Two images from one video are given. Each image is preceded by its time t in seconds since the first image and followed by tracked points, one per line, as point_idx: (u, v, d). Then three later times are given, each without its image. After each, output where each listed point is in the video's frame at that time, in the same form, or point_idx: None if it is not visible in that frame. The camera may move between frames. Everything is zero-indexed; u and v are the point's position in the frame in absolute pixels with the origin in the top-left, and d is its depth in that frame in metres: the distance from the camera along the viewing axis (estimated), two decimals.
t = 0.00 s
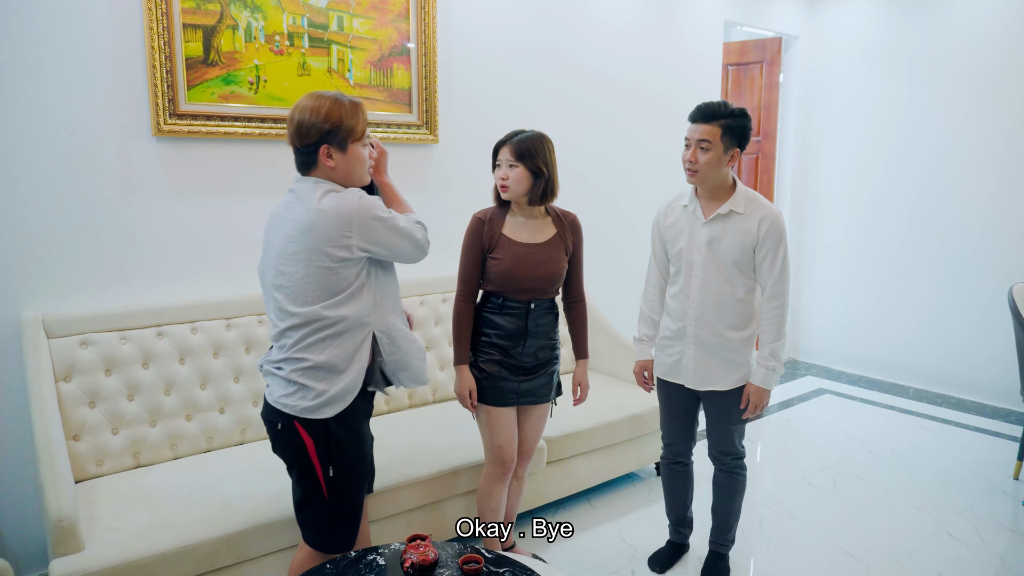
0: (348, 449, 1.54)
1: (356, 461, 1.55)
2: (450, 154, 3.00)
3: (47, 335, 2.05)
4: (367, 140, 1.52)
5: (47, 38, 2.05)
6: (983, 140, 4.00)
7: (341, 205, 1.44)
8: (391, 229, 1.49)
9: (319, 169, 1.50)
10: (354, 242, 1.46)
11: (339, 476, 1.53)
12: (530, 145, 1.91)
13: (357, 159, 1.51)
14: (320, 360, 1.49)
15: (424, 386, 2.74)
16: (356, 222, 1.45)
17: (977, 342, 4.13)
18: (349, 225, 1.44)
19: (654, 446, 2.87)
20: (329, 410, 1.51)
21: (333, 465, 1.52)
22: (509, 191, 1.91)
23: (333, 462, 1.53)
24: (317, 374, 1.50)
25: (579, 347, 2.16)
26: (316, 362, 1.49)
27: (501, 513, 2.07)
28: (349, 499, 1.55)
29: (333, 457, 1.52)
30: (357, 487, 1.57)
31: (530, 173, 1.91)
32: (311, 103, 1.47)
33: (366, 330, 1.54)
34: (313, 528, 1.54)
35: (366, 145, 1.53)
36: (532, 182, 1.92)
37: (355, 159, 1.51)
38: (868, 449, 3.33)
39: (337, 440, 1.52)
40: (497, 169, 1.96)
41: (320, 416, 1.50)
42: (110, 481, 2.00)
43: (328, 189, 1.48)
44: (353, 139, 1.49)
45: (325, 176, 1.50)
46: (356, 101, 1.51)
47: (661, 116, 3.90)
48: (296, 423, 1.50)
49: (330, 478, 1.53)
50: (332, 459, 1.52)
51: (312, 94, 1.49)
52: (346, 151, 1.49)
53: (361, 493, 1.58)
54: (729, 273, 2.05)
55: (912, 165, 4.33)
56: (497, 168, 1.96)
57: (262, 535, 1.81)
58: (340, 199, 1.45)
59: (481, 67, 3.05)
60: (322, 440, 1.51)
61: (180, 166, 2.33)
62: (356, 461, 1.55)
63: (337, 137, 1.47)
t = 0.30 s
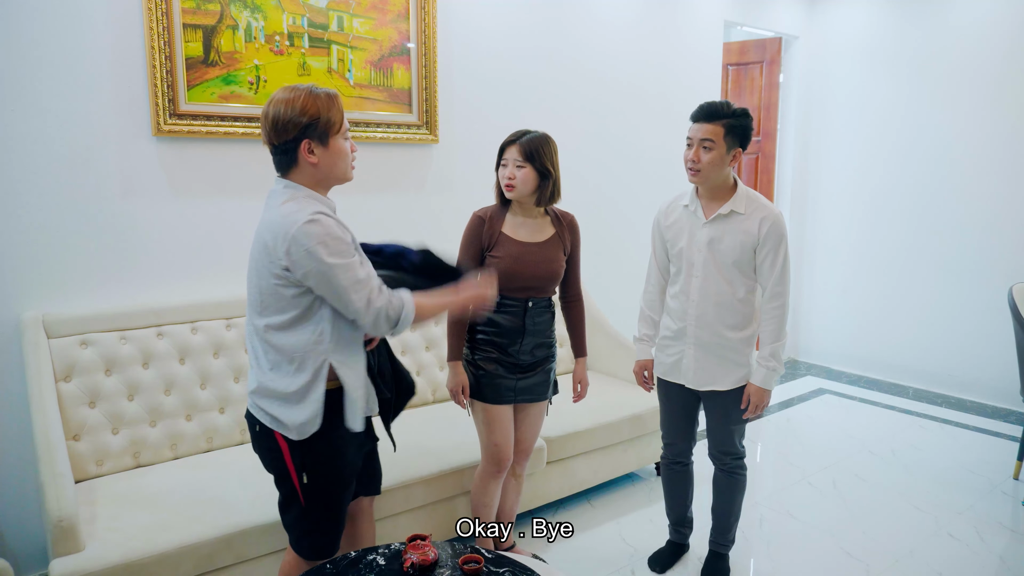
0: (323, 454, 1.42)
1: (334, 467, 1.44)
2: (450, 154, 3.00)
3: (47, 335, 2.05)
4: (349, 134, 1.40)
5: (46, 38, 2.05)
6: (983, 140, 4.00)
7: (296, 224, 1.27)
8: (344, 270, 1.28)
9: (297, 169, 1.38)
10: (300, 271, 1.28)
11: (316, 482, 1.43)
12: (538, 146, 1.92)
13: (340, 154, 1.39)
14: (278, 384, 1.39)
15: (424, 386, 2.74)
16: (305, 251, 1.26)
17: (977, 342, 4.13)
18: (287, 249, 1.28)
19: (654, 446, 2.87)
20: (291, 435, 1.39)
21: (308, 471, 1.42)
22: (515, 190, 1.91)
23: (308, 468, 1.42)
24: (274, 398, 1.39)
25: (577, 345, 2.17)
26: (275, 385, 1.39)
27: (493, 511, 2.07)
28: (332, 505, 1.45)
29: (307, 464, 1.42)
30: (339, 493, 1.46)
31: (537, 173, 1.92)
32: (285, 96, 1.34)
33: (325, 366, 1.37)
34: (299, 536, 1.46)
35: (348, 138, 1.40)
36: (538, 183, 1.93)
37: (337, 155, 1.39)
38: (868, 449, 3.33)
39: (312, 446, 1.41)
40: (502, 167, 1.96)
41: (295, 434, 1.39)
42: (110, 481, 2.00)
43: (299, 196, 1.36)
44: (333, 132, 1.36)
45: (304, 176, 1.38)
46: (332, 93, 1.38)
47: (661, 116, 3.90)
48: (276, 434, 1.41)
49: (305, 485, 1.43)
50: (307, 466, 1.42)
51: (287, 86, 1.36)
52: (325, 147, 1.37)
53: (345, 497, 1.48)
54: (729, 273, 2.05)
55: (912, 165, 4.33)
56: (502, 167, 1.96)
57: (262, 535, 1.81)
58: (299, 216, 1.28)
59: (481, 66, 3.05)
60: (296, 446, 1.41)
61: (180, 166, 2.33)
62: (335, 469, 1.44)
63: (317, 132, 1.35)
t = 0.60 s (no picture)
0: (307, 450, 1.41)
1: (319, 463, 1.42)
2: (450, 154, 3.00)
3: (47, 335, 2.05)
4: (370, 131, 1.43)
5: (46, 38, 2.05)
6: (983, 140, 4.00)
7: (281, 229, 1.28)
8: (289, 297, 1.27)
9: (322, 167, 1.40)
10: (261, 270, 1.29)
11: (300, 478, 1.42)
12: (531, 145, 1.92)
13: (362, 151, 1.42)
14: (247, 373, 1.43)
15: (423, 386, 2.74)
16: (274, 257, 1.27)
17: (977, 341, 4.13)
18: (264, 243, 1.30)
19: (654, 446, 2.87)
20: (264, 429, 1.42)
21: (291, 466, 1.41)
22: (509, 188, 1.91)
23: (292, 464, 1.41)
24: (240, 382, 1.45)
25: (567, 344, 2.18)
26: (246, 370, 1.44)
27: (491, 511, 2.11)
28: (318, 503, 1.44)
29: (292, 458, 1.41)
30: (326, 490, 1.44)
31: (529, 172, 1.92)
32: (305, 97, 1.37)
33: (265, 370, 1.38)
34: (290, 533, 1.45)
35: (369, 135, 1.43)
36: (531, 182, 1.94)
37: (360, 151, 1.42)
38: (868, 449, 3.33)
39: (299, 441, 1.41)
40: (494, 165, 1.96)
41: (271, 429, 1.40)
42: (110, 481, 2.00)
43: (313, 198, 1.38)
44: (356, 129, 1.40)
45: (327, 174, 1.40)
46: (353, 92, 1.42)
47: (661, 116, 3.90)
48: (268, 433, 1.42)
49: (290, 480, 1.42)
50: (291, 462, 1.41)
51: (305, 89, 1.39)
52: (350, 143, 1.39)
53: (334, 495, 1.46)
54: (729, 273, 2.05)
55: (912, 165, 4.33)
56: (495, 165, 1.95)
57: (263, 535, 1.81)
58: (290, 223, 1.29)
59: (481, 66, 3.05)
60: (284, 438, 1.41)
61: (180, 166, 2.33)
62: (322, 469, 1.43)
63: (342, 129, 1.38)
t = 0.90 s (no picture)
0: (309, 438, 1.42)
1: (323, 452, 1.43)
2: (450, 154, 3.00)
3: (47, 335, 2.05)
4: (400, 141, 1.45)
5: (46, 38, 2.05)
6: (982, 140, 4.00)
7: (284, 221, 1.31)
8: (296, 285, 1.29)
9: (345, 166, 1.42)
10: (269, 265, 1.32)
11: (303, 466, 1.42)
12: (526, 145, 1.92)
13: (388, 159, 1.43)
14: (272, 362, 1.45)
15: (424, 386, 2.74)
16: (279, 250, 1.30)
17: (977, 341, 4.13)
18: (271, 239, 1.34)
19: (654, 446, 2.87)
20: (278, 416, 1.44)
21: (294, 454, 1.43)
22: (505, 187, 1.91)
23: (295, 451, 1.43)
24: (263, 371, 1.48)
25: (560, 344, 2.19)
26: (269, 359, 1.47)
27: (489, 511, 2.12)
28: (324, 490, 1.44)
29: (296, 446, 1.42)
30: (329, 479, 1.44)
31: (525, 171, 1.92)
32: (343, 99, 1.40)
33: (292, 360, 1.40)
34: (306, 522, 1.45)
35: (398, 146, 1.45)
36: (527, 182, 1.94)
37: (386, 158, 1.43)
38: (869, 449, 3.33)
39: (304, 429, 1.42)
40: (490, 165, 1.96)
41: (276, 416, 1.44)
42: (111, 481, 2.00)
43: (327, 196, 1.40)
44: (386, 137, 1.42)
45: (349, 174, 1.42)
46: (391, 103, 1.45)
47: (661, 116, 3.90)
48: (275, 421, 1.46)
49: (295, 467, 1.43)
50: (294, 450, 1.43)
51: (343, 92, 1.43)
52: (377, 149, 1.41)
53: (339, 485, 1.45)
54: (730, 273, 2.05)
55: (912, 165, 4.33)
56: (491, 165, 1.95)
57: (263, 534, 1.81)
58: (293, 216, 1.31)
59: (480, 66, 3.05)
60: (291, 426, 1.42)
61: (180, 166, 2.33)
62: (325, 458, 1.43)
63: (371, 133, 1.40)
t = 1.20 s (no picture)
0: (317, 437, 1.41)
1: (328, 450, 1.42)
2: (450, 154, 3.00)
3: (47, 335, 2.05)
4: (407, 141, 1.45)
5: (46, 38, 2.05)
6: (982, 139, 4.00)
7: (287, 219, 1.31)
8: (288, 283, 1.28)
9: (353, 165, 1.42)
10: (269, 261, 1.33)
11: (307, 466, 1.41)
12: (528, 145, 1.92)
13: (396, 158, 1.44)
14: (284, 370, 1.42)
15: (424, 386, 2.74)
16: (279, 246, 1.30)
17: (977, 341, 4.13)
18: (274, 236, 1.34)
19: (654, 446, 2.87)
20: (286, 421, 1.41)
21: (298, 453, 1.41)
22: (508, 187, 1.91)
23: (299, 450, 1.41)
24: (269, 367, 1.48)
25: (561, 343, 2.18)
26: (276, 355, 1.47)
27: (490, 511, 2.11)
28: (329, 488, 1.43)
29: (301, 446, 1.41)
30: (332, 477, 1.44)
31: (527, 171, 1.93)
32: (353, 100, 1.41)
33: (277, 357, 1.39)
34: (297, 516, 1.46)
35: (406, 146, 1.46)
36: (528, 182, 1.94)
37: (394, 157, 1.43)
38: (869, 449, 3.33)
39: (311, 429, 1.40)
40: (491, 165, 1.96)
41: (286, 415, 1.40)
42: (110, 481, 2.00)
43: (335, 196, 1.40)
44: (394, 137, 1.42)
45: (356, 172, 1.42)
46: (401, 104, 1.45)
47: (661, 116, 3.90)
48: (280, 420, 1.43)
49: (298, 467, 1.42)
50: (298, 450, 1.41)
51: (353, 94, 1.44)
52: (386, 148, 1.42)
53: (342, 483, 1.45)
54: (732, 273, 2.05)
55: (912, 165, 4.33)
56: (493, 165, 1.95)
57: (263, 534, 1.81)
58: (296, 213, 1.32)
59: (480, 66, 3.05)
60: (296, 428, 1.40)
61: (180, 166, 2.33)
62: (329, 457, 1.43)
63: (379, 133, 1.40)
